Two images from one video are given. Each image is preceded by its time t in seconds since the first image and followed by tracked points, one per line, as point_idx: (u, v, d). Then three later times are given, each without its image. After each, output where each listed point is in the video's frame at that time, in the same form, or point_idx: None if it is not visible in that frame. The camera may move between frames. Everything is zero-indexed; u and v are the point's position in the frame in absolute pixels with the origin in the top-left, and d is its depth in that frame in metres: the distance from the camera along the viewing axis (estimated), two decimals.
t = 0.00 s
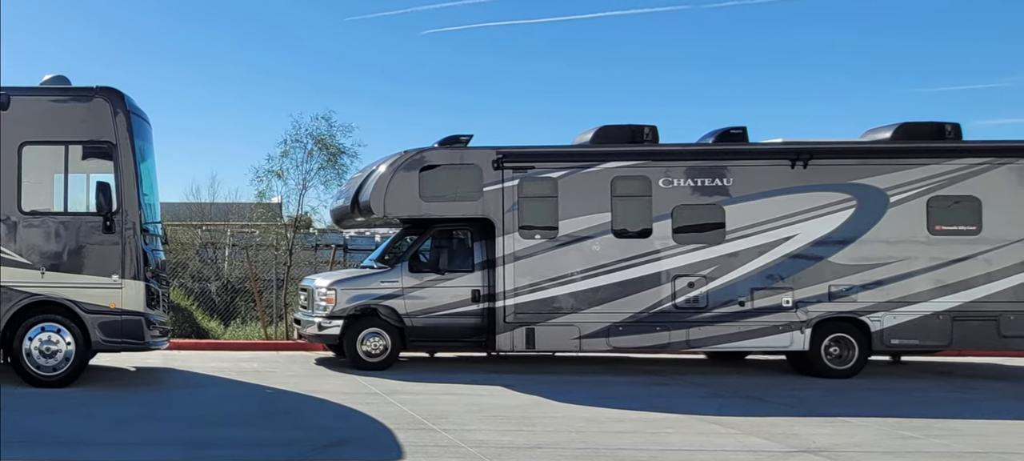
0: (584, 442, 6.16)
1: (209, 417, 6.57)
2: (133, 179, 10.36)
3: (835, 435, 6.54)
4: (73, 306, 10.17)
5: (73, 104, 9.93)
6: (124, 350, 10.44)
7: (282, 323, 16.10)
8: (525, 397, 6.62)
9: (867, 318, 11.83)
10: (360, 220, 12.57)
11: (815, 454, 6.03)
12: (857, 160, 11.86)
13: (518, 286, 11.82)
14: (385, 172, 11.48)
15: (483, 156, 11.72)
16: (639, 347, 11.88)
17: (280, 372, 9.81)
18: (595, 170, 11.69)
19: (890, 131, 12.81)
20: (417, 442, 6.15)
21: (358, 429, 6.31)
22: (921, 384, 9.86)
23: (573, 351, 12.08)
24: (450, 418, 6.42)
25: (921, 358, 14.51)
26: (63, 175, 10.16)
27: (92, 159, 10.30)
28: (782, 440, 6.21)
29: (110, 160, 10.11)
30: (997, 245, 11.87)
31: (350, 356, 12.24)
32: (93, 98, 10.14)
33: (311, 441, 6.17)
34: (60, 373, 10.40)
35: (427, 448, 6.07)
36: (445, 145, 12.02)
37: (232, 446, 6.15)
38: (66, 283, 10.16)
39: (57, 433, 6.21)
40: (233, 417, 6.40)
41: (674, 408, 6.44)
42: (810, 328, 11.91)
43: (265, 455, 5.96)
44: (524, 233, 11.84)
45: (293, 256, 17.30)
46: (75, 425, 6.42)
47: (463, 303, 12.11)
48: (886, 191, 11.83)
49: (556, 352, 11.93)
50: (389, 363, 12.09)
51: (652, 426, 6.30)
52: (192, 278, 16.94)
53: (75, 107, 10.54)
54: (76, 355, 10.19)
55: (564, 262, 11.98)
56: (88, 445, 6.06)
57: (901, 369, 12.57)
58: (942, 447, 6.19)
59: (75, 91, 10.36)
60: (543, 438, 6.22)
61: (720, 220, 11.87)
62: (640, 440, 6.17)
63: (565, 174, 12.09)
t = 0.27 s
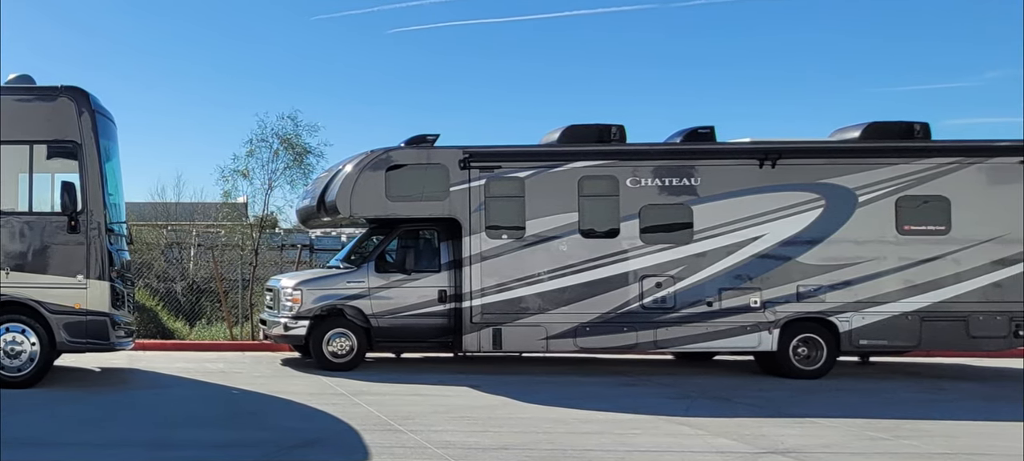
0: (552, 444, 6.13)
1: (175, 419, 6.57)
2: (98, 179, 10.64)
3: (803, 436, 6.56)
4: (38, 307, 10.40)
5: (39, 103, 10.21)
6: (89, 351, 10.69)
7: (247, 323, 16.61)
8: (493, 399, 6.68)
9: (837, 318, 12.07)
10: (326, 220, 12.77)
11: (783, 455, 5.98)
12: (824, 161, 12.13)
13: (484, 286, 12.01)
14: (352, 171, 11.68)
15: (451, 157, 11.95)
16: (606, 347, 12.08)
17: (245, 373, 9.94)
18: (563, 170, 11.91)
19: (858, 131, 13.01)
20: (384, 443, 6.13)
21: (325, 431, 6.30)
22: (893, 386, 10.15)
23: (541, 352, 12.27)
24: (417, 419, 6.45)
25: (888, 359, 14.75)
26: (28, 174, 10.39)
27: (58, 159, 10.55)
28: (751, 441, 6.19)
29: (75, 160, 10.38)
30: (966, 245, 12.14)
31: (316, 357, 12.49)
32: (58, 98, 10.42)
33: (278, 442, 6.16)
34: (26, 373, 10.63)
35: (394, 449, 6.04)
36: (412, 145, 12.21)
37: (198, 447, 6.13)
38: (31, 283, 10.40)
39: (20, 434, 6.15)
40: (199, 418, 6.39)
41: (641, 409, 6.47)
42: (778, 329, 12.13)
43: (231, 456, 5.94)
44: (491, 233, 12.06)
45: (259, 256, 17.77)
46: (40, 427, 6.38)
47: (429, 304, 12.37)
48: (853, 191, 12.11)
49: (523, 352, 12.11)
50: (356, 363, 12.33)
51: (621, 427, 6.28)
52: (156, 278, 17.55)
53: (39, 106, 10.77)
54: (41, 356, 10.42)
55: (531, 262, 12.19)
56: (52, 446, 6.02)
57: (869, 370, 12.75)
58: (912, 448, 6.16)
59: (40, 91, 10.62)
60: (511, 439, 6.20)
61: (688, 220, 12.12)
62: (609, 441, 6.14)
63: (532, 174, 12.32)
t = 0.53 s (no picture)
0: (518, 445, 6.10)
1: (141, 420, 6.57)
2: (63, 179, 10.95)
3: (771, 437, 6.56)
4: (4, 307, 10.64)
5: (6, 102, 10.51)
6: (54, 350, 10.95)
7: (213, 323, 16.81)
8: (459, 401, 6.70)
9: (805, 318, 12.10)
10: (292, 220, 12.81)
11: (751, 456, 5.96)
12: (794, 160, 12.15)
13: (450, 286, 12.03)
14: (318, 171, 11.70)
15: (417, 156, 12.00)
16: (573, 348, 12.12)
17: (209, 374, 9.96)
18: (529, 169, 11.94)
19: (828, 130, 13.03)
20: (349, 444, 6.10)
21: (290, 432, 6.29)
22: (862, 386, 10.20)
23: (508, 353, 12.31)
24: (384, 420, 6.46)
25: (857, 358, 14.82)
26: None
27: (23, 159, 10.84)
28: (719, 442, 6.17)
29: (41, 160, 10.68)
30: (936, 245, 12.15)
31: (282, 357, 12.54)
32: (25, 97, 10.73)
33: (243, 442, 6.14)
34: None
35: (359, 450, 6.00)
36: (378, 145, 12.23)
37: (163, 448, 6.11)
38: None
39: None
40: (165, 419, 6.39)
41: (608, 411, 6.49)
42: (746, 329, 12.17)
43: (194, 456, 5.92)
44: (457, 233, 12.07)
45: (224, 256, 17.92)
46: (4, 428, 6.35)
47: (395, 304, 12.42)
48: (821, 190, 12.15)
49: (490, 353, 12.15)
50: (321, 364, 12.37)
51: (588, 428, 6.25)
52: (121, 278, 17.67)
53: (4, 107, 11.08)
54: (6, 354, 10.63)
55: (498, 262, 12.21)
56: (15, 447, 5.98)
57: (837, 370, 12.80)
58: (880, 449, 6.14)
59: (7, 90, 10.94)
60: (477, 440, 6.17)
61: (656, 220, 12.15)
62: (576, 442, 6.12)
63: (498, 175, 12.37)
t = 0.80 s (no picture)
0: (485, 446, 6.07)
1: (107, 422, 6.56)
2: (27, 179, 11.02)
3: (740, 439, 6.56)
4: None
5: None
6: (18, 351, 11.05)
7: (177, 324, 16.99)
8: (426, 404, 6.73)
9: (772, 319, 12.12)
10: (257, 219, 12.81)
11: (719, 457, 5.93)
12: (761, 160, 12.18)
13: (416, 286, 12.06)
14: (284, 170, 11.73)
15: (383, 156, 12.03)
16: (539, 349, 12.15)
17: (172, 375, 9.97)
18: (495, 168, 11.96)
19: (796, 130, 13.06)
20: (316, 445, 6.07)
21: (256, 433, 6.28)
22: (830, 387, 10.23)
23: (474, 353, 12.34)
24: (350, 422, 6.46)
25: (825, 359, 14.89)
26: None
27: None
28: (687, 443, 6.15)
29: (6, 159, 10.75)
30: (904, 245, 12.17)
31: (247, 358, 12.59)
32: None
33: (208, 443, 6.12)
34: None
35: (325, 451, 5.97)
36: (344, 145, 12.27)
37: (129, 448, 6.09)
38: None
39: None
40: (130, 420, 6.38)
41: (575, 412, 6.52)
42: (714, 329, 12.18)
43: (159, 456, 5.89)
44: (423, 233, 12.09)
45: (188, 257, 18.03)
46: None
47: (361, 304, 12.46)
48: (789, 190, 12.16)
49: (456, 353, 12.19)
50: (286, 364, 12.41)
51: (555, 429, 6.23)
52: (85, 279, 17.80)
53: None
54: None
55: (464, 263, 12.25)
56: None
57: (805, 372, 12.85)
58: (849, 450, 6.13)
59: None
60: (444, 441, 6.14)
61: (623, 220, 12.16)
62: (543, 443, 6.09)
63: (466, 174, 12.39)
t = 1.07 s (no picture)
0: (452, 447, 6.05)
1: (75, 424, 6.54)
2: None
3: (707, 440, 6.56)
4: None
5: None
6: None
7: (141, 324, 17.06)
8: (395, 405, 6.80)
9: (739, 319, 12.13)
10: (222, 219, 12.79)
11: (685, 458, 5.93)
12: (729, 160, 12.18)
13: (382, 286, 12.07)
14: (249, 169, 11.71)
15: (348, 156, 12.03)
16: (506, 349, 12.15)
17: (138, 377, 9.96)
18: (461, 168, 11.95)
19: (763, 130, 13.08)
20: (282, 446, 6.05)
21: (223, 434, 6.27)
22: (800, 388, 10.24)
23: (442, 353, 12.34)
24: (318, 423, 6.48)
25: (794, 359, 14.94)
26: None
27: None
28: (653, 444, 6.15)
29: None
30: (873, 245, 12.15)
31: (212, 358, 12.61)
32: None
33: (175, 444, 6.11)
34: None
35: (291, 451, 5.94)
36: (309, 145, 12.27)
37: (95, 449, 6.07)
38: None
39: None
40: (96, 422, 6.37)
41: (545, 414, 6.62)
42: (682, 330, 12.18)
43: (124, 456, 5.87)
44: (389, 233, 12.09)
45: (153, 257, 18.06)
46: None
47: (327, 304, 12.45)
48: (757, 190, 12.15)
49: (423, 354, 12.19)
50: (250, 365, 12.41)
51: (520, 429, 6.22)
52: (50, 279, 17.81)
53: None
54: None
55: (430, 263, 12.26)
56: None
57: (772, 372, 12.88)
58: (816, 450, 6.14)
59: None
60: (411, 442, 6.11)
61: (589, 220, 12.16)
62: (510, 445, 6.09)
63: (433, 174, 12.38)
